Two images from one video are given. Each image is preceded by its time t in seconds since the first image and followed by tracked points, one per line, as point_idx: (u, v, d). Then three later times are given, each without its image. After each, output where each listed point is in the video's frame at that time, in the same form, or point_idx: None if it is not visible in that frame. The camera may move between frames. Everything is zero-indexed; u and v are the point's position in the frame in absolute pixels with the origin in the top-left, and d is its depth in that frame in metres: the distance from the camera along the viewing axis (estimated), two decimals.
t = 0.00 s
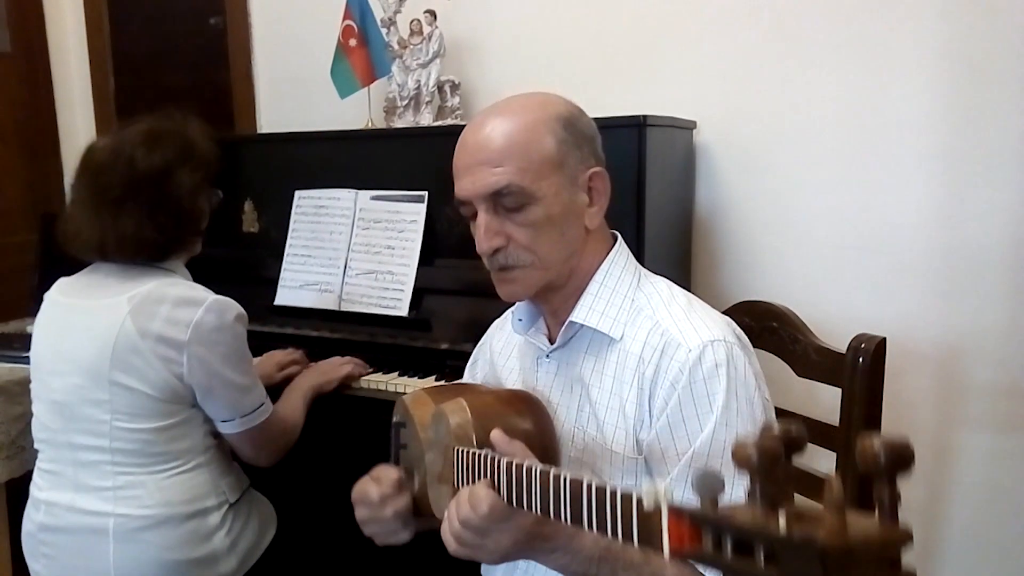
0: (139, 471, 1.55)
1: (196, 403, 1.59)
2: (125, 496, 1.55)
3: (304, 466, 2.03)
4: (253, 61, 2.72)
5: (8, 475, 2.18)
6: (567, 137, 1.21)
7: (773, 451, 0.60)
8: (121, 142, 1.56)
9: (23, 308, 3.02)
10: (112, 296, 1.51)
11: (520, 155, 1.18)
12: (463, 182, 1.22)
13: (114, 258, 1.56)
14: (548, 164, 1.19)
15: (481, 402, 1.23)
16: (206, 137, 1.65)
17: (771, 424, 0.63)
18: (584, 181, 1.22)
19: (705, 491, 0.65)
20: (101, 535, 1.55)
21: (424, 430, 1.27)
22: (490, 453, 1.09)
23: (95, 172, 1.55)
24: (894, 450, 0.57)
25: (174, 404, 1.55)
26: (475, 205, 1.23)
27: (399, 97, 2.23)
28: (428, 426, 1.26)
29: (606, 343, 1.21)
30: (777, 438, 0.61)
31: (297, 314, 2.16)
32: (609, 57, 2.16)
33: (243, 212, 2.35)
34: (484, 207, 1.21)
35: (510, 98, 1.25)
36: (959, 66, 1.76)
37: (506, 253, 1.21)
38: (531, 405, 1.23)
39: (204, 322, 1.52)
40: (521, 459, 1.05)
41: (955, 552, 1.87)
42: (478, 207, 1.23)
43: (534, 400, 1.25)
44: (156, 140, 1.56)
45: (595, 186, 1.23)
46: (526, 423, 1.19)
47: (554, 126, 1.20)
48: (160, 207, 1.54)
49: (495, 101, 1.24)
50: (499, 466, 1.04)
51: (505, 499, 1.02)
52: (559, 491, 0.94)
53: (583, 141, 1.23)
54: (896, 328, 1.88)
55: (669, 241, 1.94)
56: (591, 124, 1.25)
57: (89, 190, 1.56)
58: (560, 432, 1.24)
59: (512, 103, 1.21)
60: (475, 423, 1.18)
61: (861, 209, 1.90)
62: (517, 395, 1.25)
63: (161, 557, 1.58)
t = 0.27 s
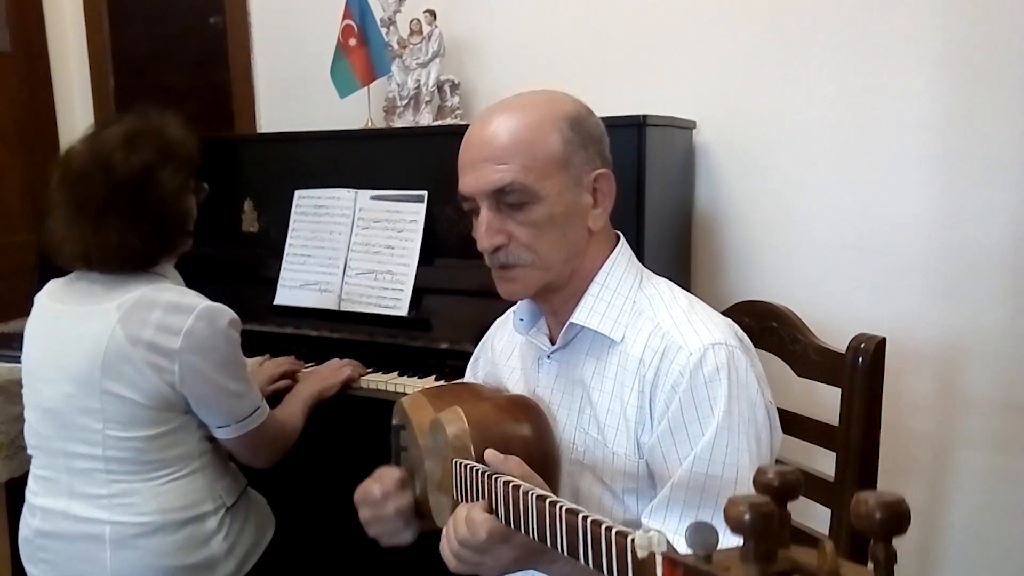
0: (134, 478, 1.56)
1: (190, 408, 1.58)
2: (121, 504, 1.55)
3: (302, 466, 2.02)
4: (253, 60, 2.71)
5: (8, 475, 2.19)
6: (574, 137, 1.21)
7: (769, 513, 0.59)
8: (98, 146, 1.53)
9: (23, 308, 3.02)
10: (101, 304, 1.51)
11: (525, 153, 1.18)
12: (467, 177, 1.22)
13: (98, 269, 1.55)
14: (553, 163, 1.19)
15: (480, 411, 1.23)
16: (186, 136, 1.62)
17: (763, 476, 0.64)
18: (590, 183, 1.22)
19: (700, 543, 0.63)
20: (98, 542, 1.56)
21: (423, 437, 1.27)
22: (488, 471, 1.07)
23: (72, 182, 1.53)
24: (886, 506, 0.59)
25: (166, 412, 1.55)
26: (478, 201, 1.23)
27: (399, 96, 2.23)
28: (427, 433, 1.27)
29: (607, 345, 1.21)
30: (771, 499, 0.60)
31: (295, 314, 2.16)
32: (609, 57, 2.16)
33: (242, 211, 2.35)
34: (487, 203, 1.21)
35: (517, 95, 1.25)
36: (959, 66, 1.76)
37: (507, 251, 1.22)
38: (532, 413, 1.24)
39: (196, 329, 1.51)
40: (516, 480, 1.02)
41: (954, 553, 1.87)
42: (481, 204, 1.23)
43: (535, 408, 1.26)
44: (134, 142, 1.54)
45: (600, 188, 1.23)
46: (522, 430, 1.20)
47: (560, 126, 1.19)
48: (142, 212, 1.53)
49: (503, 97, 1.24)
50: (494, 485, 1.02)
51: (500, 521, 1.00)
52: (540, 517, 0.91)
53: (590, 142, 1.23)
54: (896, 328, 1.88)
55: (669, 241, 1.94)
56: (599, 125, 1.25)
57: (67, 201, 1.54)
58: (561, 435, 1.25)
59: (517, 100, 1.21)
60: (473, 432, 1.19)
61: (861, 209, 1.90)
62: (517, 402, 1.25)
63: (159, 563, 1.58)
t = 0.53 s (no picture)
0: (126, 487, 1.56)
1: (183, 414, 1.58)
2: (114, 513, 1.56)
3: (303, 463, 2.03)
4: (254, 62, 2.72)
5: (7, 477, 2.18)
6: (584, 139, 1.21)
7: (774, 536, 0.62)
8: (74, 151, 1.52)
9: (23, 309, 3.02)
10: (86, 315, 1.52)
11: (538, 156, 1.18)
12: (478, 183, 1.22)
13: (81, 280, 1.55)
14: (565, 166, 1.19)
15: (484, 413, 1.23)
16: (164, 137, 1.62)
17: (769, 499, 0.69)
18: (601, 185, 1.23)
19: (704, 562, 0.66)
20: (94, 550, 1.57)
21: (425, 438, 1.28)
22: (490, 477, 1.08)
23: (50, 191, 1.53)
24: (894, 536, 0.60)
25: (158, 419, 1.55)
26: (490, 207, 1.22)
27: (399, 99, 2.23)
28: (429, 434, 1.27)
29: (615, 348, 1.21)
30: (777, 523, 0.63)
31: (295, 315, 2.16)
32: (609, 59, 2.16)
33: (242, 213, 2.35)
34: (500, 209, 1.21)
35: (520, 98, 1.25)
36: (959, 69, 1.76)
37: (521, 257, 1.21)
38: (536, 416, 1.24)
39: (184, 338, 1.51)
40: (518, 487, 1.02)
41: (955, 556, 1.87)
42: (492, 210, 1.22)
43: (539, 408, 1.26)
44: (111, 146, 1.54)
45: (611, 190, 1.24)
46: (526, 432, 1.20)
47: (571, 129, 1.20)
48: (121, 216, 1.52)
49: (508, 101, 1.24)
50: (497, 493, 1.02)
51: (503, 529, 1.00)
52: (543, 528, 0.91)
53: (600, 144, 1.23)
54: (896, 330, 1.89)
55: (669, 243, 1.94)
56: (606, 127, 1.25)
57: (47, 211, 1.54)
58: (568, 437, 1.25)
59: (524, 103, 1.21)
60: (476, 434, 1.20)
61: (860, 211, 1.90)
62: (521, 404, 1.25)
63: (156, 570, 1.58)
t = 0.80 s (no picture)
0: (123, 490, 1.56)
1: (180, 416, 1.58)
2: (112, 516, 1.56)
3: (304, 463, 2.04)
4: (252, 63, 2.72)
5: (5, 479, 2.18)
6: (590, 141, 1.21)
7: (807, 504, 0.56)
8: (65, 149, 1.53)
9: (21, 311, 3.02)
10: (78, 319, 1.52)
11: (544, 159, 1.17)
12: (483, 186, 1.21)
13: (72, 279, 1.55)
14: (571, 169, 1.19)
15: (488, 411, 1.23)
16: (155, 135, 1.61)
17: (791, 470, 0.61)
18: (606, 187, 1.23)
19: (729, 537, 0.59)
20: (91, 554, 1.57)
21: (429, 438, 1.27)
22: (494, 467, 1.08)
23: (43, 189, 1.52)
24: (923, 499, 0.58)
25: (155, 421, 1.55)
26: (494, 211, 1.21)
27: (398, 101, 2.24)
28: (433, 434, 1.26)
29: (621, 351, 1.21)
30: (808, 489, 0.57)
31: (294, 317, 2.17)
32: (608, 61, 2.17)
33: (240, 215, 2.35)
34: (506, 213, 1.20)
35: (523, 99, 1.25)
36: (957, 71, 1.77)
37: (527, 261, 1.21)
38: (539, 415, 1.23)
39: (177, 341, 1.50)
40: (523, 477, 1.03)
41: (954, 556, 1.87)
42: (497, 214, 1.22)
43: (542, 410, 1.25)
44: (102, 145, 1.53)
45: (615, 191, 1.24)
46: (531, 430, 1.20)
47: (576, 131, 1.19)
48: (111, 217, 1.52)
49: (510, 102, 1.23)
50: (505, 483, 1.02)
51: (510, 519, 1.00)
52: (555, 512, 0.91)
53: (604, 145, 1.23)
54: (894, 331, 1.89)
55: (668, 244, 1.94)
56: (609, 128, 1.25)
57: (40, 208, 1.54)
58: (572, 440, 1.24)
59: (527, 105, 1.21)
60: (481, 430, 1.18)
61: (859, 213, 1.90)
62: (524, 404, 1.25)
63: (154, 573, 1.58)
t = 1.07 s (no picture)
0: (127, 487, 1.56)
1: (186, 410, 1.58)
2: (115, 512, 1.56)
3: (309, 461, 2.03)
4: (252, 64, 2.72)
5: (6, 479, 2.17)
6: (594, 141, 1.21)
7: (819, 508, 0.61)
8: (80, 146, 1.55)
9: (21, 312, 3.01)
10: (81, 314, 1.51)
11: (550, 160, 1.17)
12: (488, 187, 1.21)
13: (82, 268, 1.56)
14: (576, 170, 1.19)
15: (490, 412, 1.23)
16: (168, 136, 1.63)
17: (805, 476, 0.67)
18: (611, 187, 1.23)
19: (744, 540, 0.64)
20: (93, 550, 1.57)
21: (430, 440, 1.27)
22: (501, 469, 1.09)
23: (57, 179, 1.54)
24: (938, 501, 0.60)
25: (161, 411, 1.55)
26: (499, 213, 1.21)
27: (398, 101, 2.24)
28: (435, 436, 1.27)
29: (625, 352, 1.21)
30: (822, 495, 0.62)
31: (295, 317, 2.17)
32: (608, 61, 2.17)
33: (241, 215, 2.35)
34: (511, 214, 1.20)
35: (525, 98, 1.25)
36: (957, 71, 1.77)
37: (533, 262, 1.21)
38: (541, 416, 1.23)
39: (176, 334, 1.51)
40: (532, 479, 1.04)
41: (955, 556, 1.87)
42: (502, 216, 1.21)
43: (546, 411, 1.25)
44: (115, 143, 1.56)
45: (619, 191, 1.24)
46: (533, 431, 1.20)
47: (581, 131, 1.20)
48: (124, 211, 1.54)
49: (514, 103, 1.23)
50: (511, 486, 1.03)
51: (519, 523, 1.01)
52: (563, 516, 0.93)
53: (608, 145, 1.23)
54: (895, 331, 1.89)
55: (669, 245, 1.94)
56: (613, 128, 1.25)
57: (53, 198, 1.55)
58: (577, 441, 1.24)
59: (533, 105, 1.21)
60: (483, 432, 1.19)
61: (859, 213, 1.90)
62: (526, 405, 1.25)
63: (156, 571, 1.58)
